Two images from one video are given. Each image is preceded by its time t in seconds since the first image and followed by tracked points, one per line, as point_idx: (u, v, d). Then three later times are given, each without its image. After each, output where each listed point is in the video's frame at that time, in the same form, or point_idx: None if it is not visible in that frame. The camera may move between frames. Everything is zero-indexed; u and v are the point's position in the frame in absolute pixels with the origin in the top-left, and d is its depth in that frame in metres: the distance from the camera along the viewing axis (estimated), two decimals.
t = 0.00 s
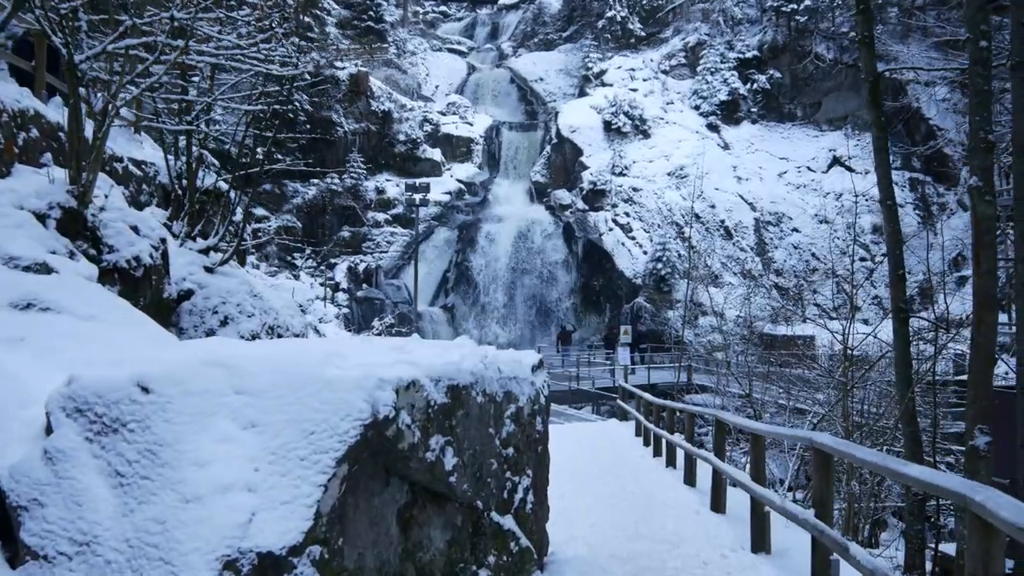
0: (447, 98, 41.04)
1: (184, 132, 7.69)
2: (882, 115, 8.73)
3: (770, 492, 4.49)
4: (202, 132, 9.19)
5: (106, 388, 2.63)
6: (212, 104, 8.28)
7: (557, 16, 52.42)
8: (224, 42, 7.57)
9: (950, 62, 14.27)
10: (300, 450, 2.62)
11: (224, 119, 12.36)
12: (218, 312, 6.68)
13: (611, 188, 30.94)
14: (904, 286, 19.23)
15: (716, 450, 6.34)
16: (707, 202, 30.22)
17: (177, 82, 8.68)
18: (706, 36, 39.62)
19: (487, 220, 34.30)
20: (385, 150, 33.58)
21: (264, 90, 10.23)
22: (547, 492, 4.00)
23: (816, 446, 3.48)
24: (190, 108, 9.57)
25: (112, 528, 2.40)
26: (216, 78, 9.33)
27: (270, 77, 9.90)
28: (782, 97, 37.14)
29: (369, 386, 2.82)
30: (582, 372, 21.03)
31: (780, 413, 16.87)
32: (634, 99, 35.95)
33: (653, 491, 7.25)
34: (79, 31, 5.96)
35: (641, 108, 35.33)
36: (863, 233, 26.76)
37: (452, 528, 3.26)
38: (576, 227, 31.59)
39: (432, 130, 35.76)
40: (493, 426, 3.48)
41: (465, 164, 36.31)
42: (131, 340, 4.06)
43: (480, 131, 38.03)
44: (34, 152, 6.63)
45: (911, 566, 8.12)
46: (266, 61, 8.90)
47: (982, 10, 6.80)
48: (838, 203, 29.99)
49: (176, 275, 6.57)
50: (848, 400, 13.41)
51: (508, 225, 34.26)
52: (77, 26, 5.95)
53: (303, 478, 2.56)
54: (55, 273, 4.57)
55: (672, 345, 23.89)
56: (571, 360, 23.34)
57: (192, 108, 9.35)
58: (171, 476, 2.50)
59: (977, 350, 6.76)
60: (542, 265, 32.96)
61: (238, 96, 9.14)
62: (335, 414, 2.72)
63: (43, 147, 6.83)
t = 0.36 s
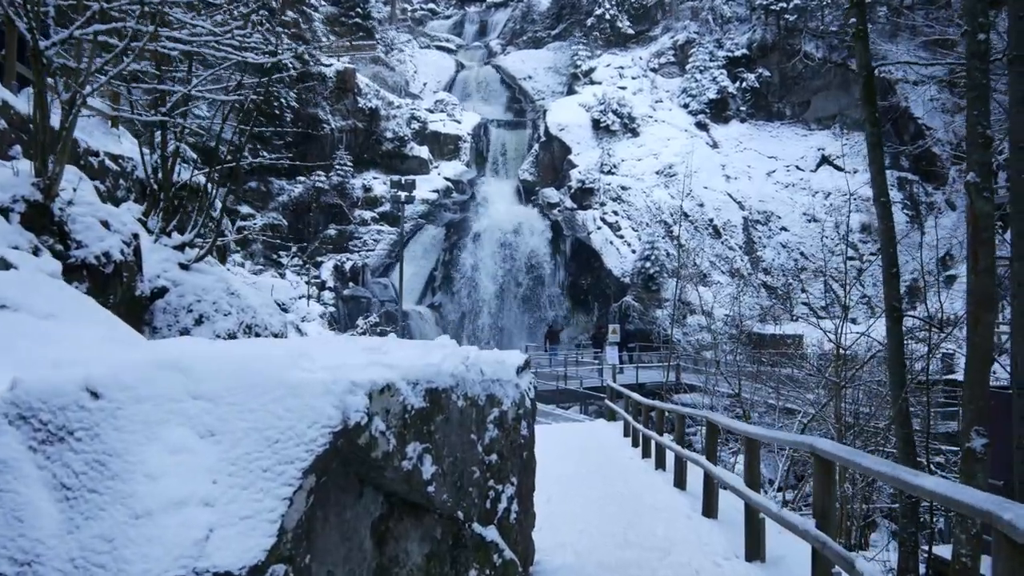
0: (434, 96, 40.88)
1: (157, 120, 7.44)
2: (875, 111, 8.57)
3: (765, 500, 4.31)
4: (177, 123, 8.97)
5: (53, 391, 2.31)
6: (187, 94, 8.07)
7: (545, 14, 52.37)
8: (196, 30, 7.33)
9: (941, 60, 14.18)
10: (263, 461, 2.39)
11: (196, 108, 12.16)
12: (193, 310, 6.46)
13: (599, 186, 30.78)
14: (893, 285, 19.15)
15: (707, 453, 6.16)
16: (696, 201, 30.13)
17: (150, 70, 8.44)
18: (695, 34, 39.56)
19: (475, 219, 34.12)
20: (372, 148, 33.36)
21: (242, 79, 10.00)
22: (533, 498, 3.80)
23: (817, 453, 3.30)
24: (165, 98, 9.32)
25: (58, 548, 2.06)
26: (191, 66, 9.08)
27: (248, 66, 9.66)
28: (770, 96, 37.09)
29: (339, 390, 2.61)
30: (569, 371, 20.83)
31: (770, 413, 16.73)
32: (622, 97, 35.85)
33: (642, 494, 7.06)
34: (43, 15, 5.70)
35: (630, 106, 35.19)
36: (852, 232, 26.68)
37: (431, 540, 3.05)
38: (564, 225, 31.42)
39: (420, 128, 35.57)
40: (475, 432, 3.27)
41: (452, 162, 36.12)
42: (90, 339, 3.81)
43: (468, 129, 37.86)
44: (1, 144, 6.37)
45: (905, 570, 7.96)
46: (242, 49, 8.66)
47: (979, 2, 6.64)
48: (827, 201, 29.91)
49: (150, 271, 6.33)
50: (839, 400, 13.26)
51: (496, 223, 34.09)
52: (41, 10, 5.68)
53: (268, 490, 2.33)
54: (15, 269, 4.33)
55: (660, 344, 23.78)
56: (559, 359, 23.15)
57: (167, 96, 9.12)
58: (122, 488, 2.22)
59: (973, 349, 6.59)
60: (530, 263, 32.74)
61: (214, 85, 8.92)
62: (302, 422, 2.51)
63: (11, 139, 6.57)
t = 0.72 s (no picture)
0: (422, 95, 40.66)
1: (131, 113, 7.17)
2: (867, 105, 8.41)
3: (759, 503, 4.12)
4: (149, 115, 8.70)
5: None
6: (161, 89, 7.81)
7: (533, 13, 52.19)
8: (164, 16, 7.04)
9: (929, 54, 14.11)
10: (215, 469, 2.16)
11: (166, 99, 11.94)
12: (165, 309, 6.23)
13: (587, 185, 30.62)
14: (882, 282, 19.02)
15: (698, 455, 5.97)
16: (685, 199, 30.01)
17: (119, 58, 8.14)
18: (683, 32, 39.45)
19: (462, 218, 33.91)
20: (359, 147, 33.12)
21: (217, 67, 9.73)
22: (515, 504, 3.59)
23: (817, 456, 3.11)
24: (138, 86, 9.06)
25: None
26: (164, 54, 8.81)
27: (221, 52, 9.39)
28: (758, 94, 36.99)
29: (300, 392, 2.39)
30: (557, 371, 20.62)
31: (759, 412, 16.57)
32: (610, 96, 35.72)
33: (631, 497, 6.88)
34: None
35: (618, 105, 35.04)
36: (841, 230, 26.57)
37: (404, 551, 2.83)
38: (553, 225, 31.22)
39: (407, 127, 35.36)
40: (454, 432, 3.07)
41: (440, 161, 35.90)
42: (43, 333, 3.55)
43: (455, 127, 37.64)
44: None
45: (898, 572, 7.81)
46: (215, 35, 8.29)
47: None
48: (816, 199, 29.81)
49: (120, 268, 6.08)
50: (828, 400, 13.11)
51: (484, 222, 33.88)
52: None
53: (222, 501, 2.10)
54: None
55: (650, 344, 23.59)
56: (547, 359, 22.92)
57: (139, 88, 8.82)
58: (58, 499, 1.95)
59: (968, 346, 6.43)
60: (518, 262, 32.53)
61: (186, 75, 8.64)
62: (259, 426, 2.28)
63: None
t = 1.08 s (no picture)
0: (413, 93, 40.44)
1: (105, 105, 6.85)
2: (864, 98, 8.25)
3: (754, 508, 3.92)
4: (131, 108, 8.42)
5: None
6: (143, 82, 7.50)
7: (525, 11, 52.03)
8: None
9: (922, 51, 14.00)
10: (159, 479, 1.92)
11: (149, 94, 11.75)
12: (139, 306, 5.99)
13: (579, 183, 30.43)
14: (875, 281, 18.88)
15: (689, 457, 5.78)
16: (677, 198, 29.87)
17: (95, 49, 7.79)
18: (675, 30, 39.31)
19: (454, 217, 33.69)
20: (349, 145, 32.88)
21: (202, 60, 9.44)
22: (495, 513, 3.38)
23: (817, 460, 2.92)
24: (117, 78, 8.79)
25: None
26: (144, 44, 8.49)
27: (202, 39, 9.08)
28: (751, 92, 36.86)
29: (255, 393, 2.17)
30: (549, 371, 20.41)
31: (752, 412, 16.43)
32: (602, 94, 35.57)
33: (621, 501, 6.69)
34: None
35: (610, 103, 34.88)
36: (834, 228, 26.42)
37: (372, 564, 2.62)
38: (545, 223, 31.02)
39: (398, 125, 35.16)
40: (429, 437, 2.86)
41: (431, 159, 35.67)
42: None
43: (447, 125, 37.41)
44: None
45: None
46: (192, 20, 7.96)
47: None
48: (809, 198, 29.66)
49: (91, 263, 5.83)
50: (823, 399, 12.94)
51: (475, 221, 33.67)
52: None
53: (168, 512, 1.88)
54: None
55: (642, 343, 23.41)
56: (538, 358, 22.68)
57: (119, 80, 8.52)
58: None
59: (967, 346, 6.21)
60: (510, 261, 32.35)
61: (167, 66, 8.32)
62: (208, 430, 2.05)
63: None
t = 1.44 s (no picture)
0: (411, 90, 40.26)
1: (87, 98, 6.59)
2: (869, 91, 8.05)
3: (759, 515, 3.73)
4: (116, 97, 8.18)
5: None
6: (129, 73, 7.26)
7: (524, 9, 51.83)
8: None
9: (924, 49, 13.85)
10: (106, 490, 1.69)
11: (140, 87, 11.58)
12: (120, 302, 5.77)
13: (578, 182, 30.25)
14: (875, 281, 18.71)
15: (690, 461, 5.58)
16: (677, 197, 29.71)
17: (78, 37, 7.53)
18: (675, 28, 39.15)
19: (452, 216, 33.53)
20: (347, 142, 32.68)
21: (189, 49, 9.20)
22: (487, 522, 3.16)
23: (832, 467, 2.71)
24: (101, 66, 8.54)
25: None
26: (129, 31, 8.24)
27: (189, 27, 8.83)
28: (751, 91, 36.70)
29: (215, 394, 1.95)
30: (546, 370, 20.21)
31: (753, 412, 16.24)
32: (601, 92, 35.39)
33: (620, 505, 6.50)
34: None
35: (610, 101, 34.72)
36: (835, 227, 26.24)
37: None
38: (543, 222, 30.81)
39: (396, 123, 34.99)
40: (414, 441, 2.65)
41: (429, 157, 35.48)
42: None
43: (445, 123, 37.19)
44: None
45: None
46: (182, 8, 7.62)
47: None
48: (809, 198, 29.48)
49: (72, 257, 5.60)
50: (825, 400, 12.75)
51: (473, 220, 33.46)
52: None
53: (114, 526, 1.64)
54: None
55: (641, 343, 23.19)
56: (536, 357, 22.45)
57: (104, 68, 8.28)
58: None
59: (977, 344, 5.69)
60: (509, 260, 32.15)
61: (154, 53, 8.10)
62: (160, 433, 1.83)
63: None
